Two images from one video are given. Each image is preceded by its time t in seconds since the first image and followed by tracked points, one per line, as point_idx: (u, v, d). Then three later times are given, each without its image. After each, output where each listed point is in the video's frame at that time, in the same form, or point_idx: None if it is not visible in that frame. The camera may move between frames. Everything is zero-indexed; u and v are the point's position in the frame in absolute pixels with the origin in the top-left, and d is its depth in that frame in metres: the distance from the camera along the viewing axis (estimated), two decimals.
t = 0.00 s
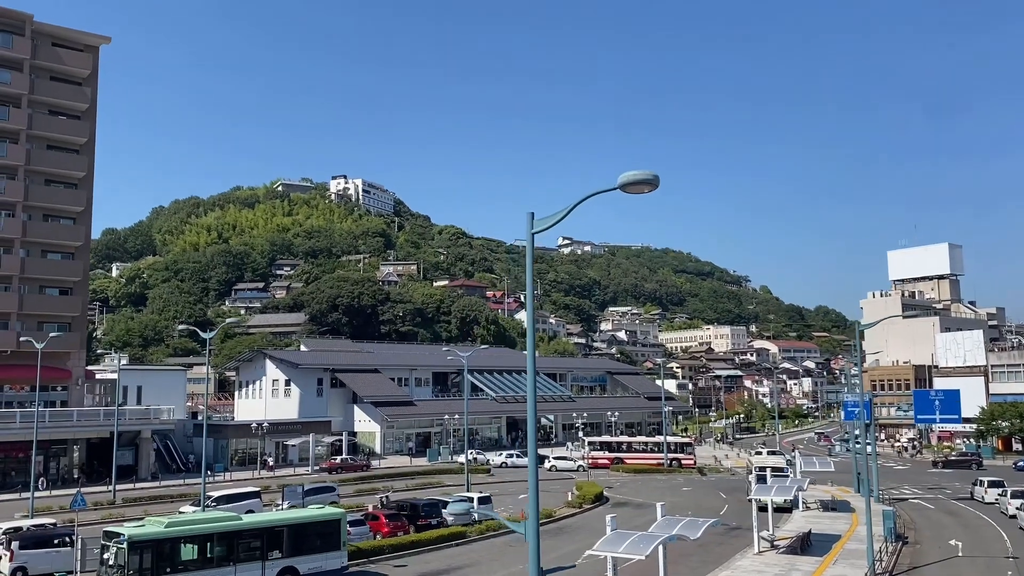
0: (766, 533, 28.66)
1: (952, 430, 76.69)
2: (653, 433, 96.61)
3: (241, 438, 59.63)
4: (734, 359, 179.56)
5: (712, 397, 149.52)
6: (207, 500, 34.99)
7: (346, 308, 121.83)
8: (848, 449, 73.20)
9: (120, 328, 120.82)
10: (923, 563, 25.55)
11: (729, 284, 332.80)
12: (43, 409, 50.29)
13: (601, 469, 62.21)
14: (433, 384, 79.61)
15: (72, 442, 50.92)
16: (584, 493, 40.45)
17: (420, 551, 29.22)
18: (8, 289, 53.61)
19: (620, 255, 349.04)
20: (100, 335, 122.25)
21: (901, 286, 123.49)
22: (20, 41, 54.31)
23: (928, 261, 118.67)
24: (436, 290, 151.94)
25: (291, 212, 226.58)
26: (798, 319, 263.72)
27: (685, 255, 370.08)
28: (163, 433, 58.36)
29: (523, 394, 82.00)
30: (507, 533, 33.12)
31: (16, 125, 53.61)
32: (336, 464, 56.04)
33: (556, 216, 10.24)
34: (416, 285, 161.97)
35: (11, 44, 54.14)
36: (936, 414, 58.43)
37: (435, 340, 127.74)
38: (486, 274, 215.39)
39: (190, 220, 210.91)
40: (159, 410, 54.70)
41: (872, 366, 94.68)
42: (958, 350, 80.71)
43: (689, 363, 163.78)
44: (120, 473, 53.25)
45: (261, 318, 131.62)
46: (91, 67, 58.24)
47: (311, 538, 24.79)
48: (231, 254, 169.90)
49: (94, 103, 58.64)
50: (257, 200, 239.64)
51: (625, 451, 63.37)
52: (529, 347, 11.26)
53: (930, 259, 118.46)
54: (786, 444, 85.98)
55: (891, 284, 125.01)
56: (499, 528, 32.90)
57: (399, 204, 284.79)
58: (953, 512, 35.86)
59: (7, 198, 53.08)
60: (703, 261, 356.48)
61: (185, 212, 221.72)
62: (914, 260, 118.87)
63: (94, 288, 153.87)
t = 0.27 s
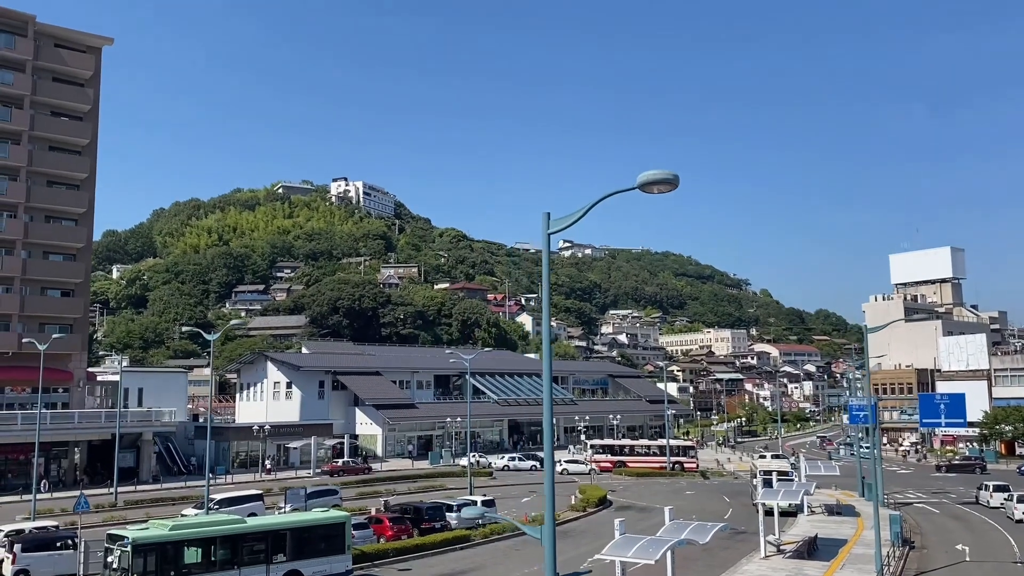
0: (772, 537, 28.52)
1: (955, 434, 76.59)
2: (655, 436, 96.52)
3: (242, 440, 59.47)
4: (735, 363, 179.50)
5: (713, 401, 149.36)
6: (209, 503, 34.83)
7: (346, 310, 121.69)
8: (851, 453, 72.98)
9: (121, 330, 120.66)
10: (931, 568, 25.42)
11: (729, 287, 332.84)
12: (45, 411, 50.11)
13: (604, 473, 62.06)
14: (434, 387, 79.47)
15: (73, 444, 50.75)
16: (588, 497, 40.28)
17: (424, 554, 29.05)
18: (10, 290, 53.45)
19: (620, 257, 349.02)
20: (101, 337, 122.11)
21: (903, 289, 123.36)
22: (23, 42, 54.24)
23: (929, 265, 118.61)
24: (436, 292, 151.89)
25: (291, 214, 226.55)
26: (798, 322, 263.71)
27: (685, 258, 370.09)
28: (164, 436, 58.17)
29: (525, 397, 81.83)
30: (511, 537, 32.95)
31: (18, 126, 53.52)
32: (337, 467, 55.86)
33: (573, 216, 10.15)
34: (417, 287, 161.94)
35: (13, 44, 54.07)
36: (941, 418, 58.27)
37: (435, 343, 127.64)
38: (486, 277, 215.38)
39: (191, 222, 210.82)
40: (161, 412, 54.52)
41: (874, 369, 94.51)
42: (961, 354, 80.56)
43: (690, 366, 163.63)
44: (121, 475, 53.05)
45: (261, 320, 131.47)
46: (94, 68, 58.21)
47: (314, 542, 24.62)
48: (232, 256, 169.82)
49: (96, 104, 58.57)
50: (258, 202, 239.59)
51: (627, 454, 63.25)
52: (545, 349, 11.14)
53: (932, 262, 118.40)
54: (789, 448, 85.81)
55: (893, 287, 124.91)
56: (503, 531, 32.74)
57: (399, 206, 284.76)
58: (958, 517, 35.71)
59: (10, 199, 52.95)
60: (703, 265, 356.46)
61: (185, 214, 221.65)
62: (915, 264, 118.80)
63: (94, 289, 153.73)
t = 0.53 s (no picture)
0: (776, 539, 28.44)
1: (956, 436, 76.60)
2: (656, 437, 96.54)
3: (243, 441, 59.43)
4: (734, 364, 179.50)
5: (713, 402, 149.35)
6: (211, 504, 34.75)
7: (346, 311, 121.61)
8: (853, 455, 72.96)
9: (120, 331, 120.51)
10: (935, 570, 25.35)
11: (729, 289, 332.95)
12: (45, 412, 50.00)
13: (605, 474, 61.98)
14: (435, 388, 79.37)
15: (73, 445, 50.66)
16: (591, 499, 40.21)
17: (427, 556, 28.97)
18: (10, 290, 53.35)
19: (619, 259, 349.00)
20: (100, 337, 122.02)
21: (904, 291, 123.37)
22: (24, 41, 54.14)
23: (930, 266, 118.64)
24: (436, 293, 151.87)
25: (291, 215, 226.52)
26: (797, 324, 263.73)
27: (685, 259, 370.12)
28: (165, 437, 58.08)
29: (525, 398, 81.73)
30: (515, 538, 32.86)
31: (19, 125, 53.41)
32: (338, 468, 55.75)
33: (588, 215, 10.12)
34: (416, 288, 161.91)
35: (14, 44, 53.97)
36: (944, 419, 58.20)
37: (435, 344, 127.59)
38: (486, 278, 215.39)
39: (190, 222, 210.73)
40: (162, 412, 54.43)
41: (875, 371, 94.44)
42: (963, 355, 80.50)
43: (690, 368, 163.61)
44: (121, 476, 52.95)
45: (261, 321, 131.37)
46: (95, 68, 58.11)
47: (317, 543, 24.53)
48: (232, 256, 169.74)
49: (97, 104, 58.48)
50: (257, 203, 239.51)
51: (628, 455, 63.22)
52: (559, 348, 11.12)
53: (933, 264, 118.42)
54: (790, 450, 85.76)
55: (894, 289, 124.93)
56: (506, 533, 32.67)
57: (399, 207, 284.69)
58: (962, 519, 35.63)
59: (10, 199, 52.85)
60: (702, 266, 356.54)
61: (185, 215, 221.52)
62: (916, 266, 118.82)
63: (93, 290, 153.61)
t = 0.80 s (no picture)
0: (780, 540, 28.32)
1: (957, 437, 76.62)
2: (655, 438, 96.53)
3: (242, 441, 59.25)
4: (733, 364, 179.48)
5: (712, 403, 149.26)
6: (212, 505, 34.56)
7: (345, 311, 121.43)
8: (853, 455, 72.90)
9: (119, 330, 120.27)
10: (940, 571, 25.24)
11: (727, 290, 333.14)
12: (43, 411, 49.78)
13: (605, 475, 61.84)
14: (435, 388, 79.18)
15: (72, 444, 50.46)
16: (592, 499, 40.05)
17: (428, 557, 28.81)
18: (9, 289, 53.16)
19: (618, 259, 348.90)
20: (98, 337, 121.78)
21: (903, 292, 123.40)
22: (23, 39, 53.94)
23: (930, 267, 118.62)
24: (434, 293, 151.78)
25: (290, 214, 226.28)
26: (796, 325, 263.84)
27: (683, 260, 370.22)
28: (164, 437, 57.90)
29: (525, 398, 81.56)
30: (516, 538, 32.73)
31: (18, 124, 53.24)
32: (338, 468, 55.59)
33: (600, 212, 9.95)
34: (415, 288, 161.96)
35: (13, 42, 53.81)
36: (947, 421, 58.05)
37: (434, 344, 127.46)
38: (485, 278, 215.30)
39: (189, 222, 210.56)
40: (161, 412, 54.24)
41: (875, 372, 94.35)
42: (963, 356, 80.42)
43: (688, 368, 163.64)
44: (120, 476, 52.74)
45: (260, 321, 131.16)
46: (95, 66, 57.96)
47: (318, 544, 24.33)
48: (230, 256, 169.49)
49: (96, 102, 58.31)
50: (256, 202, 239.19)
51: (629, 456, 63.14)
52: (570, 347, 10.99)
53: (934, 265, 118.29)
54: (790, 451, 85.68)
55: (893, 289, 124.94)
56: (508, 533, 32.50)
57: (398, 207, 284.51)
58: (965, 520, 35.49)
59: (9, 197, 52.66)
60: (701, 267, 356.68)
61: (183, 214, 221.21)
62: (916, 266, 118.86)
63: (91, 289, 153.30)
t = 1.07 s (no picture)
0: (782, 542, 28.28)
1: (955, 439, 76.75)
2: (653, 439, 96.54)
3: (241, 442, 59.08)
4: (730, 365, 179.61)
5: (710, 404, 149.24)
6: (211, 506, 34.42)
7: (342, 311, 121.22)
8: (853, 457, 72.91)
9: (116, 330, 119.88)
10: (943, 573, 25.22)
11: (724, 291, 333.52)
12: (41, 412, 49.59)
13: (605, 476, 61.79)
14: (433, 389, 79.08)
15: (70, 445, 50.24)
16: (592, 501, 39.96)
17: (429, 558, 28.72)
18: (7, 289, 52.97)
19: (614, 260, 348.86)
20: (95, 337, 121.37)
21: (901, 293, 123.59)
22: (21, 38, 53.76)
23: (929, 269, 118.73)
24: (432, 293, 151.60)
25: (287, 215, 225.91)
26: (793, 326, 264.25)
27: (680, 261, 370.53)
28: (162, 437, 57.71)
29: (524, 399, 81.48)
30: (517, 539, 32.66)
31: (15, 123, 53.03)
32: (336, 469, 55.48)
33: (613, 211, 9.88)
34: (413, 288, 161.86)
35: (11, 41, 53.63)
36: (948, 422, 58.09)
37: (431, 344, 127.35)
38: (482, 279, 215.11)
39: (186, 222, 210.11)
40: (159, 413, 54.03)
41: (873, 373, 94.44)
42: (961, 357, 80.52)
43: (686, 369, 163.66)
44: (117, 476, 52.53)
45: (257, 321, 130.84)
46: (93, 65, 57.74)
47: (319, 545, 24.22)
48: (227, 256, 169.11)
49: (95, 102, 58.07)
50: (253, 202, 238.70)
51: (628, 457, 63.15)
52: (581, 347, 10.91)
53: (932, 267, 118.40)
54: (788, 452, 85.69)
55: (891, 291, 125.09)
56: (508, 534, 32.42)
57: (395, 207, 284.20)
58: (966, 522, 35.47)
59: (6, 197, 52.47)
60: (698, 267, 357.03)
61: (180, 214, 220.66)
62: (914, 268, 119.00)
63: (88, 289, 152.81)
